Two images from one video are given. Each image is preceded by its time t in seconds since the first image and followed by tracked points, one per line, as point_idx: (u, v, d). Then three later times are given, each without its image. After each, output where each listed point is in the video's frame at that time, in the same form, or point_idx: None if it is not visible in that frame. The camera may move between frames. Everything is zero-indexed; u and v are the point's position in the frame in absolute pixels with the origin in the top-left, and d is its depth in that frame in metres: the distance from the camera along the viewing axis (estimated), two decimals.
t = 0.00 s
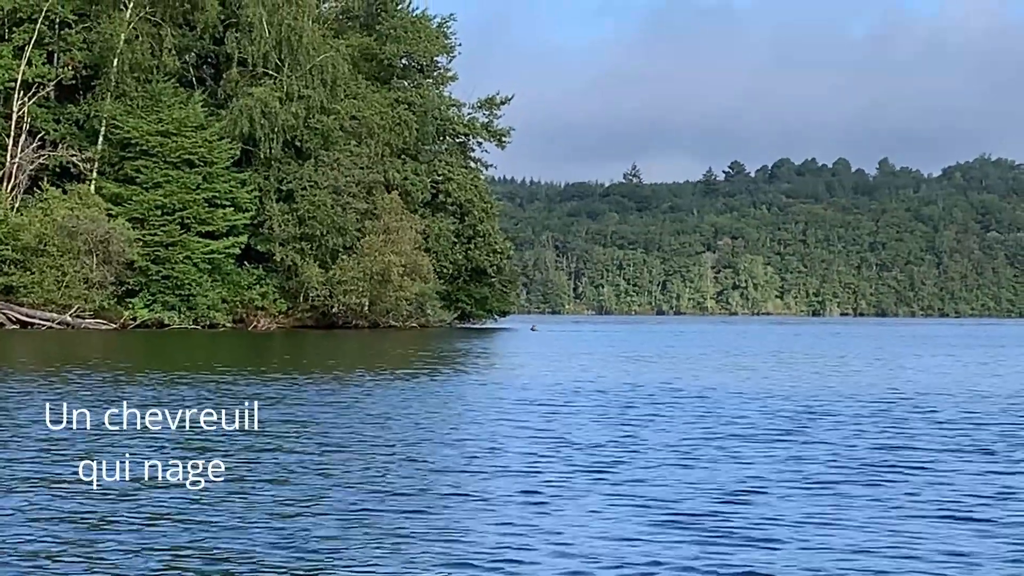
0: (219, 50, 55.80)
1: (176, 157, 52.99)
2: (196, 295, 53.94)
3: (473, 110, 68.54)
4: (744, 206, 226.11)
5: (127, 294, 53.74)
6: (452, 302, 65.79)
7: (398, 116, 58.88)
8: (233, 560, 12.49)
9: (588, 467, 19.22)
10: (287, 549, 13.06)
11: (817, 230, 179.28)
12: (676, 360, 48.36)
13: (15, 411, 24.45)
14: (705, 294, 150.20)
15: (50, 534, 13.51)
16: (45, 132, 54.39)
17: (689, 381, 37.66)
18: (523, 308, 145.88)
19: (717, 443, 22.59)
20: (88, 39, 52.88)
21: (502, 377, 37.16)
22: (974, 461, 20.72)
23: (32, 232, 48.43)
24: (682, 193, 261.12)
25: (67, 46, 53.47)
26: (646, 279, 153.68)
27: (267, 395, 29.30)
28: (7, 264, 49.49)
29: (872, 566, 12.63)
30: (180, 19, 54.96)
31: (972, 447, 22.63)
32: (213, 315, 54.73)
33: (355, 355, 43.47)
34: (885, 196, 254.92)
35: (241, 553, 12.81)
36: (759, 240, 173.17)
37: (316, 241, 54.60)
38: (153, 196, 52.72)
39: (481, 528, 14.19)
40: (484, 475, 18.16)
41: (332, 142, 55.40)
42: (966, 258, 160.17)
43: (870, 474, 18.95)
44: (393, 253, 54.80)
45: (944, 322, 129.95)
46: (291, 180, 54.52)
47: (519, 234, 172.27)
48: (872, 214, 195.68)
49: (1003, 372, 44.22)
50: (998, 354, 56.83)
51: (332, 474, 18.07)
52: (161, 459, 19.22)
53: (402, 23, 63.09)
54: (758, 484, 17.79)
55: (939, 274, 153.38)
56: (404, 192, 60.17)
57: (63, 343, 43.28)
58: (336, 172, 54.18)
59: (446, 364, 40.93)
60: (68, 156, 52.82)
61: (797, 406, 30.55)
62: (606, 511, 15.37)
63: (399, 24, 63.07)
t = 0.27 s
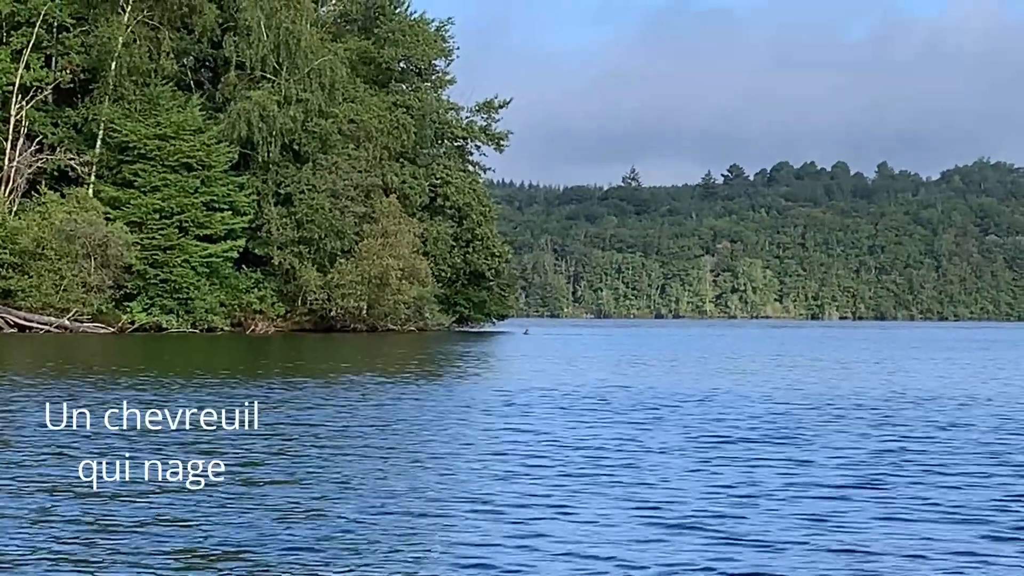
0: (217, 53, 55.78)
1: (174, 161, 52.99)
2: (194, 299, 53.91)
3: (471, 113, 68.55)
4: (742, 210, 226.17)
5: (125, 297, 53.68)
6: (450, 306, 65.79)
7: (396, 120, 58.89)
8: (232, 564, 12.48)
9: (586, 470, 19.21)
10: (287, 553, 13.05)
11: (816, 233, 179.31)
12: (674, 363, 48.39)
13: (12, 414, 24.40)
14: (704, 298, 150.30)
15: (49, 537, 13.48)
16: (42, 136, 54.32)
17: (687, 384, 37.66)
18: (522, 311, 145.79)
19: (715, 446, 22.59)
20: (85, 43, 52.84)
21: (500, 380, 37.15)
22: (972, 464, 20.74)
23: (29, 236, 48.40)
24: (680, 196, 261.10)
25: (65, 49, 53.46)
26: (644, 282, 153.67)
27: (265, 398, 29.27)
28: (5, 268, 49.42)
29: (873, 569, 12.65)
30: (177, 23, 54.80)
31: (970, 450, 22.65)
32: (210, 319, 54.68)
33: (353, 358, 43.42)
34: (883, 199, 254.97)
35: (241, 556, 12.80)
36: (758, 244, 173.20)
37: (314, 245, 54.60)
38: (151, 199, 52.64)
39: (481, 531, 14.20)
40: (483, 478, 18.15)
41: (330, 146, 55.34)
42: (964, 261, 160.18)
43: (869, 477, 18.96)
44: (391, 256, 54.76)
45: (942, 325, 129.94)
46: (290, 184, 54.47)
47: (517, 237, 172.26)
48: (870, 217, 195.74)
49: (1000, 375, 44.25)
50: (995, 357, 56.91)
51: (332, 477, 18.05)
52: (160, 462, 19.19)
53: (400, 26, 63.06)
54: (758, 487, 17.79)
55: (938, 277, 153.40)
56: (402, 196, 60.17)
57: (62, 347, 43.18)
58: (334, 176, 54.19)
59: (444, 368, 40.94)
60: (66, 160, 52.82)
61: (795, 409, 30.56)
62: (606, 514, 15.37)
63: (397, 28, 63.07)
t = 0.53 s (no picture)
0: (216, 54, 55.81)
1: (173, 161, 53.01)
2: (193, 300, 53.96)
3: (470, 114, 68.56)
4: (742, 211, 226.08)
5: (124, 298, 53.72)
6: (449, 307, 65.81)
7: (395, 121, 58.93)
8: (234, 563, 12.51)
9: (587, 470, 19.24)
10: (288, 552, 13.07)
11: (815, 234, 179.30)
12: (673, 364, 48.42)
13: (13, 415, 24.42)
14: (703, 299, 150.33)
15: (51, 536, 13.51)
16: (42, 136, 54.36)
17: (687, 385, 37.73)
18: (521, 312, 145.85)
19: (715, 446, 22.62)
20: (85, 43, 52.89)
21: (500, 380, 37.19)
22: (971, 464, 20.79)
23: (29, 236, 48.44)
24: (679, 197, 261.23)
25: (64, 50, 53.45)
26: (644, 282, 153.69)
27: (266, 399, 29.30)
28: (4, 269, 49.44)
29: (872, 569, 12.67)
30: (177, 23, 54.87)
31: (969, 451, 22.70)
32: (209, 319, 54.72)
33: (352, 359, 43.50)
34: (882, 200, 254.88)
35: (242, 556, 12.83)
36: (757, 245, 173.25)
37: (313, 245, 54.64)
38: (150, 200, 52.68)
39: (480, 532, 14.21)
40: (483, 478, 18.19)
41: (329, 146, 55.37)
42: (964, 262, 160.19)
43: (868, 478, 19.00)
44: (390, 257, 54.83)
45: (942, 326, 129.97)
46: (289, 185, 54.49)
47: (516, 237, 172.29)
48: (869, 217, 195.83)
49: (998, 376, 44.36)
50: (994, 357, 57.11)
51: (333, 477, 18.09)
52: (161, 462, 19.19)
53: (400, 27, 63.13)
54: (758, 487, 17.83)
55: (937, 278, 153.40)
56: (401, 196, 60.25)
57: (62, 347, 43.25)
58: (333, 176, 54.23)
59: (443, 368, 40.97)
60: (65, 160, 52.82)
61: (795, 409, 30.62)
62: (607, 515, 15.40)
63: (396, 29, 63.10)
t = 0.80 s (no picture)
0: (216, 52, 55.78)
1: (173, 159, 53.00)
2: (192, 297, 53.97)
3: (469, 112, 68.52)
4: (741, 209, 225.94)
5: (123, 296, 53.72)
6: (449, 305, 65.79)
7: (394, 119, 58.91)
8: (235, 564, 12.39)
9: (590, 469, 19.13)
10: (290, 552, 12.96)
11: (815, 232, 179.24)
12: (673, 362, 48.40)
13: (11, 414, 24.31)
14: (703, 297, 150.28)
15: (50, 537, 13.40)
16: (41, 134, 54.34)
17: (688, 383, 37.68)
18: (521, 310, 145.86)
19: (717, 445, 22.52)
20: (84, 41, 52.87)
21: (501, 379, 37.11)
22: (975, 463, 20.69)
23: (28, 234, 48.39)
24: (679, 195, 261.17)
25: (63, 48, 53.38)
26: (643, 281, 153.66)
27: (266, 397, 29.20)
28: (3, 267, 49.40)
29: (879, 569, 12.56)
30: (176, 21, 54.92)
31: (972, 449, 22.60)
32: (208, 317, 54.73)
33: (351, 357, 43.49)
34: (882, 198, 254.78)
35: (243, 557, 12.72)
36: (757, 243, 173.17)
37: (312, 243, 54.60)
38: (149, 198, 52.67)
39: (483, 531, 14.10)
40: (485, 477, 18.07)
41: (329, 144, 55.29)
42: (964, 260, 160.14)
43: (872, 476, 18.90)
44: (389, 255, 54.83)
45: (941, 324, 129.86)
46: (288, 183, 54.46)
47: (516, 236, 172.24)
48: (869, 216, 195.81)
49: (998, 375, 44.32)
50: (993, 356, 57.12)
51: (334, 477, 17.97)
52: (161, 462, 19.06)
53: (399, 25, 63.13)
54: (762, 486, 17.72)
55: (937, 276, 153.35)
56: (401, 194, 60.24)
57: (61, 345, 43.23)
58: (332, 174, 54.22)
59: (442, 366, 40.95)
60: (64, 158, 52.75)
61: (796, 407, 30.54)
62: (611, 514, 15.29)
63: (396, 27, 63.08)
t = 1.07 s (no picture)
0: (214, 46, 55.75)
1: (171, 154, 52.97)
2: (191, 292, 53.93)
3: (468, 107, 68.52)
4: (740, 204, 225.95)
5: (121, 290, 53.78)
6: (447, 300, 65.81)
7: (393, 114, 58.90)
8: (229, 565, 12.22)
9: (588, 466, 18.99)
10: (286, 552, 12.80)
11: (814, 227, 179.21)
12: (672, 358, 48.41)
13: (7, 410, 24.18)
14: (702, 292, 150.31)
15: (42, 536, 13.23)
16: (39, 129, 54.40)
17: (686, 378, 37.64)
18: (519, 305, 146.11)
19: (716, 442, 22.39)
20: (82, 36, 52.89)
21: (499, 374, 37.03)
22: (976, 461, 20.57)
23: (26, 229, 48.43)
24: (678, 190, 261.15)
25: (62, 42, 53.34)
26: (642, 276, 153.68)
27: (263, 393, 29.08)
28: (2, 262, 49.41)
29: (881, 570, 12.41)
30: (174, 15, 55.18)
31: (972, 446, 22.48)
32: (207, 312, 54.77)
33: (349, 352, 43.54)
34: (881, 194, 254.60)
35: (238, 557, 12.55)
36: (756, 238, 173.18)
37: (311, 238, 54.54)
38: (147, 192, 52.71)
39: (481, 530, 13.95)
40: (483, 474, 17.93)
41: (328, 139, 55.05)
42: (963, 256, 160.16)
43: (873, 474, 18.77)
44: (388, 250, 54.86)
45: (940, 320, 129.83)
46: (286, 178, 54.46)
47: (514, 231, 172.33)
48: (868, 211, 195.86)
49: (996, 370, 44.36)
50: (992, 352, 57.16)
51: (331, 474, 17.82)
52: (156, 459, 18.89)
53: (397, 20, 63.13)
54: (762, 484, 17.58)
55: (936, 272, 153.35)
56: (399, 189, 60.26)
57: (59, 340, 43.25)
58: (331, 169, 54.24)
59: (440, 361, 41.02)
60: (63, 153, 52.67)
61: (795, 403, 30.45)
62: (610, 512, 15.14)
63: (394, 22, 63.08)
